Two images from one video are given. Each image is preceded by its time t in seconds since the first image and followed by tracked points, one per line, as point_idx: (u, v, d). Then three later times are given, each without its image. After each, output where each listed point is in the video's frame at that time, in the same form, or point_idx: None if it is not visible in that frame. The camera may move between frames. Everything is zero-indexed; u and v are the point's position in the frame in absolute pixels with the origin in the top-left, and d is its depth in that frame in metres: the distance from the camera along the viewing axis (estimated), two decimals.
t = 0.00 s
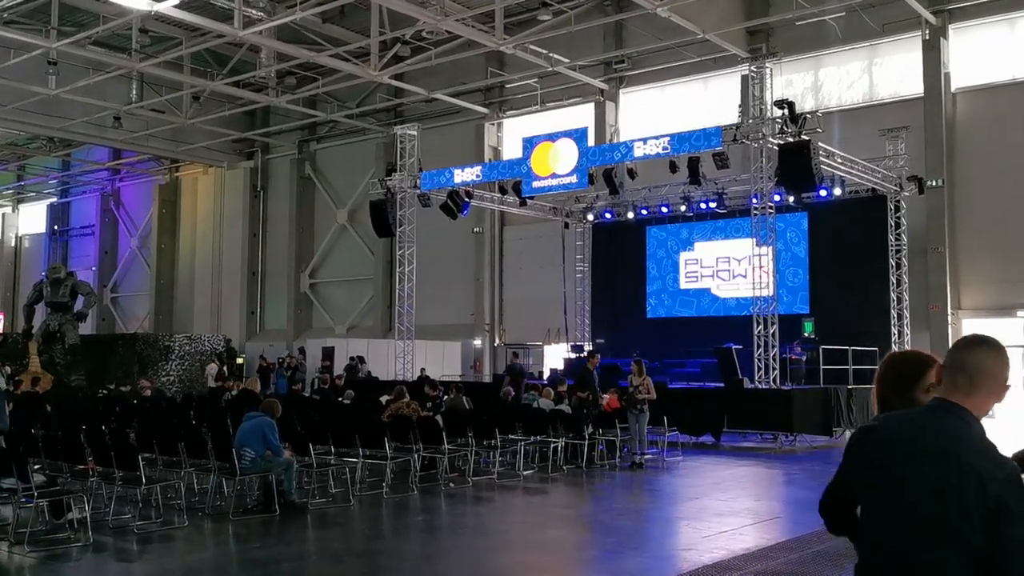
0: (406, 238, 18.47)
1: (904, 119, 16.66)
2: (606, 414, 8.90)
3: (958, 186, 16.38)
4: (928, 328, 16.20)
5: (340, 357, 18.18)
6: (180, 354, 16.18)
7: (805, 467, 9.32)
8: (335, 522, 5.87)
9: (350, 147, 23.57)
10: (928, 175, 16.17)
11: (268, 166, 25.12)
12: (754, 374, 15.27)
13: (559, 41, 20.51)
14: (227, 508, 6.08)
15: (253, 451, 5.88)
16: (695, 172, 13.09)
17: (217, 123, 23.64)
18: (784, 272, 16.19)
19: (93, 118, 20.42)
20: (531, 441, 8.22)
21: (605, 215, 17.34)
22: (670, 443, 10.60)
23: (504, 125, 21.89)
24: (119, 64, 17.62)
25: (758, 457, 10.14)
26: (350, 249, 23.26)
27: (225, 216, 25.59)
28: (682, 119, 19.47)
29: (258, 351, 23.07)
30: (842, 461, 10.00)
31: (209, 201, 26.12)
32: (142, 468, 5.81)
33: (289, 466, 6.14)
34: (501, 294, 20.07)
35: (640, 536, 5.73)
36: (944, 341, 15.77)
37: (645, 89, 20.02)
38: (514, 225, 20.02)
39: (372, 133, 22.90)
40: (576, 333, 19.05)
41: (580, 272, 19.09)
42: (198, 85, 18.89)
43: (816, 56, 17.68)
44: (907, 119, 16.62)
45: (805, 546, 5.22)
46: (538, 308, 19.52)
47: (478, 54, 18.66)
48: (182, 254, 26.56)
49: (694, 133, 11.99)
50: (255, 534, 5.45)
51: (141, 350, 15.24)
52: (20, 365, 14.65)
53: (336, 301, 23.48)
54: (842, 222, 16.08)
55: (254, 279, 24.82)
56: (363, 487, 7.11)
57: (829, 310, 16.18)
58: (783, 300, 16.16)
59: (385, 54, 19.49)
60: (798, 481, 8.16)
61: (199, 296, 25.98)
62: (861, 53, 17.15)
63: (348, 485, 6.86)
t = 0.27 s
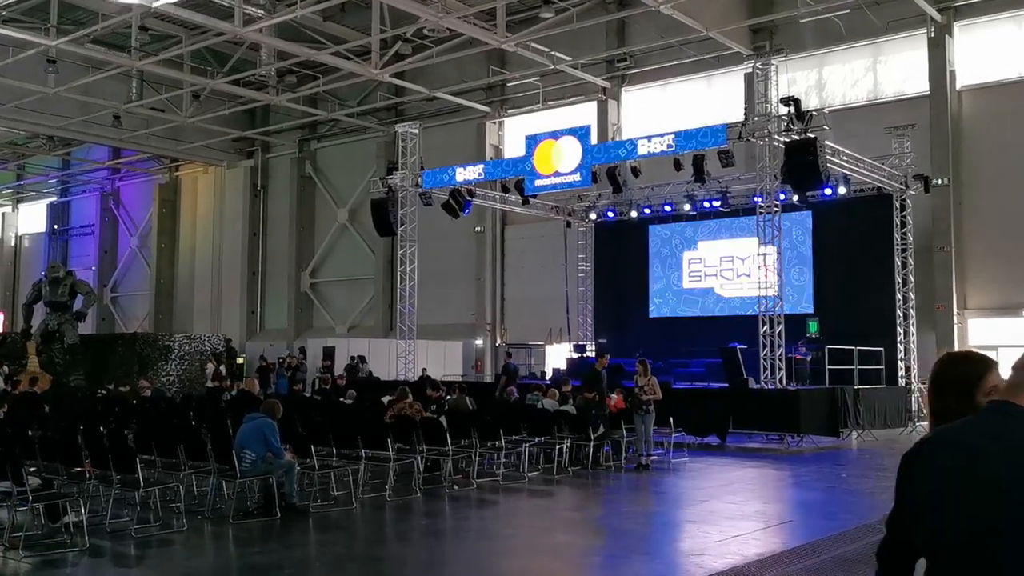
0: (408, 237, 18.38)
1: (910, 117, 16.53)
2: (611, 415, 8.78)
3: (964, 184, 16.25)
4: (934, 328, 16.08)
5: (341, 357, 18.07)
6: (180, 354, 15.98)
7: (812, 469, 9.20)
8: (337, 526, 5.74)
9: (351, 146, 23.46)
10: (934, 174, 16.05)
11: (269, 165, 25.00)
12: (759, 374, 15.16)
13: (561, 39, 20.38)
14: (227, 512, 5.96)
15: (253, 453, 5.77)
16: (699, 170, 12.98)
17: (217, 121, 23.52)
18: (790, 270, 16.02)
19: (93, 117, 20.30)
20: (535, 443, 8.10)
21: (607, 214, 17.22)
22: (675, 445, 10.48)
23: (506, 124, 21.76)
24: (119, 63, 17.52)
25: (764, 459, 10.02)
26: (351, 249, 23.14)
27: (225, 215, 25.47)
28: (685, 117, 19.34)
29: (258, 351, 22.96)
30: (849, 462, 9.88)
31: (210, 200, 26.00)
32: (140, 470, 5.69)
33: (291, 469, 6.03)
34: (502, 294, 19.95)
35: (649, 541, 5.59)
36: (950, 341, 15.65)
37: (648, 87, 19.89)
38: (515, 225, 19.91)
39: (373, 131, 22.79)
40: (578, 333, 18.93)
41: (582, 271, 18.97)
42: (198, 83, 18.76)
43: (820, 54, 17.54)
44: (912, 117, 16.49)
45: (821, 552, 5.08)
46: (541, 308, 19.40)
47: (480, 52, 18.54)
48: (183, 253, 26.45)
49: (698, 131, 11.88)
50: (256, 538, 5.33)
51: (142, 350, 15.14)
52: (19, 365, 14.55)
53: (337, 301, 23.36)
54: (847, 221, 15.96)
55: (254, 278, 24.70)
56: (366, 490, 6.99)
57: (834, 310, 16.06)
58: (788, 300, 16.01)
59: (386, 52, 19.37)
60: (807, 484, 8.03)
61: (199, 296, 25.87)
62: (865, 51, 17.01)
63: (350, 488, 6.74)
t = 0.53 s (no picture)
0: (410, 236, 18.23)
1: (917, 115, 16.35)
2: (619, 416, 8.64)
3: (971, 182, 16.12)
4: (941, 327, 15.94)
5: (342, 356, 17.93)
6: (181, 353, 15.89)
7: (822, 470, 9.06)
8: (339, 530, 5.60)
9: (352, 144, 23.31)
10: (941, 172, 15.89)
11: (269, 164, 24.87)
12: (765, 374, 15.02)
13: (563, 37, 20.23)
14: (227, 515, 5.83)
15: (255, 454, 5.62)
16: (705, 167, 12.84)
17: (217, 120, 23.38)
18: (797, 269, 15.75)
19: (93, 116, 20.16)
20: (541, 443, 7.97)
21: (611, 213, 17.10)
22: (682, 445, 10.33)
23: (508, 122, 21.63)
24: (119, 61, 17.37)
25: (773, 460, 9.87)
26: (353, 248, 22.97)
27: (225, 214, 25.33)
28: (688, 115, 19.19)
29: (259, 351, 22.83)
30: (859, 463, 9.73)
31: (210, 199, 25.87)
32: (139, 473, 5.55)
33: (293, 471, 5.89)
34: (504, 294, 19.81)
35: (661, 545, 5.45)
36: (957, 340, 15.51)
37: (651, 85, 19.74)
38: (517, 224, 19.77)
39: (375, 130, 22.64)
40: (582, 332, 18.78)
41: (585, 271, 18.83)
42: (199, 81, 18.60)
43: (825, 51, 17.34)
44: (919, 115, 16.31)
45: (838, 556, 4.94)
46: (543, 307, 19.25)
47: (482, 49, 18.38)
48: (183, 252, 26.31)
49: (703, 128, 11.74)
50: (258, 542, 5.20)
51: (141, 349, 14.97)
52: (18, 365, 14.40)
53: (338, 300, 23.22)
54: (852, 220, 15.84)
55: (255, 277, 24.56)
56: (369, 492, 6.85)
57: (840, 309, 15.94)
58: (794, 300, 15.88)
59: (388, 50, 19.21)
60: (818, 485, 7.88)
61: (200, 295, 25.75)
62: (871, 48, 16.83)
63: (353, 490, 6.60)
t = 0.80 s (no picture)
0: (413, 235, 18.11)
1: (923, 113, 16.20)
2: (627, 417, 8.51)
3: (978, 180, 15.99)
4: (948, 326, 15.81)
5: (345, 356, 17.81)
6: (182, 352, 15.79)
7: (833, 471, 8.93)
8: (345, 534, 5.47)
9: (354, 143, 23.18)
10: (948, 170, 15.77)
11: (270, 162, 24.74)
12: (771, 373, 14.90)
13: (566, 35, 20.10)
14: (231, 518, 5.71)
15: (260, 457, 5.49)
16: (712, 165, 12.72)
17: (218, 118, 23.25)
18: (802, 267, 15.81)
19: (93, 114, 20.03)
20: (549, 444, 7.84)
21: (615, 211, 16.99)
22: (690, 446, 10.21)
23: (510, 120, 21.50)
24: (119, 58, 17.25)
25: (782, 461, 9.75)
26: (355, 247, 22.83)
27: (226, 213, 25.21)
28: (691, 113, 19.05)
29: (261, 350, 22.70)
30: (869, 464, 9.61)
31: (210, 198, 25.75)
32: (141, 476, 5.41)
33: (298, 473, 5.76)
34: (507, 293, 19.67)
35: (674, 549, 5.33)
36: (965, 340, 15.38)
37: (654, 83, 19.61)
38: (520, 222, 19.64)
39: (377, 128, 22.51)
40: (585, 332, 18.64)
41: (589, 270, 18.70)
42: (200, 79, 18.46)
43: (830, 49, 17.16)
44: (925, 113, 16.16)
45: (858, 559, 4.82)
46: (546, 307, 19.11)
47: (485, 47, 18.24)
48: (184, 251, 26.18)
49: (710, 125, 11.63)
50: (263, 547, 5.07)
51: (142, 348, 14.80)
52: (17, 365, 14.27)
53: (340, 300, 23.08)
54: (858, 218, 15.73)
55: (256, 277, 24.43)
56: (375, 494, 6.73)
57: (846, 309, 15.81)
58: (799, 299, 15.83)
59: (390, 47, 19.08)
60: (830, 487, 7.76)
61: (200, 294, 25.62)
62: (876, 45, 16.65)
63: (359, 492, 6.47)
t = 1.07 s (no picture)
0: (414, 234, 17.98)
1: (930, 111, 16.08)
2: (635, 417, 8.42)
3: (984, 179, 15.88)
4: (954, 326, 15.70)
5: (346, 356, 17.70)
6: (183, 352, 15.69)
7: (841, 472, 8.82)
8: (350, 538, 5.35)
9: (356, 141, 23.06)
10: (954, 168, 15.66)
11: (271, 161, 24.62)
12: (777, 374, 14.79)
13: (569, 33, 19.98)
14: (235, 521, 5.60)
15: (264, 459, 5.37)
16: (718, 163, 12.61)
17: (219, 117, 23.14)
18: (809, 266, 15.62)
19: (93, 113, 19.91)
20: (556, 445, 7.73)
21: (618, 210, 16.89)
22: (697, 446, 10.10)
23: (513, 118, 21.40)
24: (119, 56, 17.14)
25: (790, 462, 9.64)
26: (357, 246, 22.71)
27: (227, 212, 25.10)
28: (695, 112, 18.92)
29: (262, 350, 22.59)
30: (878, 465, 9.50)
31: (211, 197, 25.64)
32: (143, 478, 5.29)
33: (302, 475, 5.65)
34: (509, 292, 19.56)
35: (685, 554, 5.21)
36: (971, 340, 15.26)
37: (658, 81, 19.50)
38: (522, 221, 19.53)
39: (378, 127, 22.39)
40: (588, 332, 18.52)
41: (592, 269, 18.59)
42: (201, 77, 18.34)
43: (835, 46, 16.99)
44: (931, 111, 16.04)
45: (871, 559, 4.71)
46: (549, 306, 19.00)
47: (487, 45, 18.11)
48: (184, 250, 26.07)
49: (716, 123, 11.51)
50: (266, 551, 4.97)
51: (142, 348, 14.70)
52: (17, 365, 14.17)
53: (342, 299, 22.97)
54: (863, 217, 15.62)
55: (257, 276, 24.32)
56: (380, 496, 6.63)
57: (852, 308, 15.70)
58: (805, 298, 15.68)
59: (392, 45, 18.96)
60: (839, 489, 7.66)
61: (201, 293, 25.50)
62: (882, 43, 16.48)
63: (363, 494, 6.37)
